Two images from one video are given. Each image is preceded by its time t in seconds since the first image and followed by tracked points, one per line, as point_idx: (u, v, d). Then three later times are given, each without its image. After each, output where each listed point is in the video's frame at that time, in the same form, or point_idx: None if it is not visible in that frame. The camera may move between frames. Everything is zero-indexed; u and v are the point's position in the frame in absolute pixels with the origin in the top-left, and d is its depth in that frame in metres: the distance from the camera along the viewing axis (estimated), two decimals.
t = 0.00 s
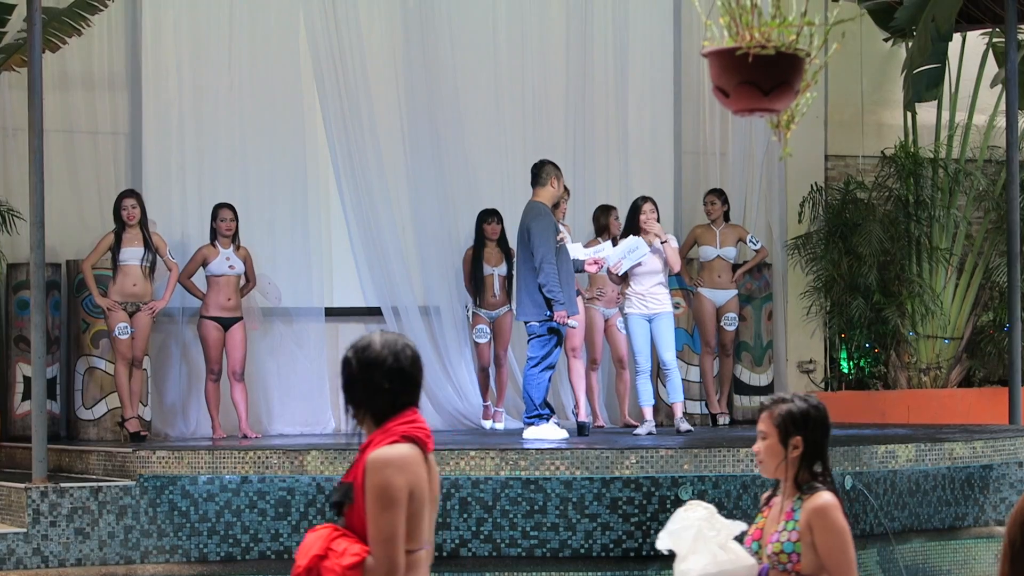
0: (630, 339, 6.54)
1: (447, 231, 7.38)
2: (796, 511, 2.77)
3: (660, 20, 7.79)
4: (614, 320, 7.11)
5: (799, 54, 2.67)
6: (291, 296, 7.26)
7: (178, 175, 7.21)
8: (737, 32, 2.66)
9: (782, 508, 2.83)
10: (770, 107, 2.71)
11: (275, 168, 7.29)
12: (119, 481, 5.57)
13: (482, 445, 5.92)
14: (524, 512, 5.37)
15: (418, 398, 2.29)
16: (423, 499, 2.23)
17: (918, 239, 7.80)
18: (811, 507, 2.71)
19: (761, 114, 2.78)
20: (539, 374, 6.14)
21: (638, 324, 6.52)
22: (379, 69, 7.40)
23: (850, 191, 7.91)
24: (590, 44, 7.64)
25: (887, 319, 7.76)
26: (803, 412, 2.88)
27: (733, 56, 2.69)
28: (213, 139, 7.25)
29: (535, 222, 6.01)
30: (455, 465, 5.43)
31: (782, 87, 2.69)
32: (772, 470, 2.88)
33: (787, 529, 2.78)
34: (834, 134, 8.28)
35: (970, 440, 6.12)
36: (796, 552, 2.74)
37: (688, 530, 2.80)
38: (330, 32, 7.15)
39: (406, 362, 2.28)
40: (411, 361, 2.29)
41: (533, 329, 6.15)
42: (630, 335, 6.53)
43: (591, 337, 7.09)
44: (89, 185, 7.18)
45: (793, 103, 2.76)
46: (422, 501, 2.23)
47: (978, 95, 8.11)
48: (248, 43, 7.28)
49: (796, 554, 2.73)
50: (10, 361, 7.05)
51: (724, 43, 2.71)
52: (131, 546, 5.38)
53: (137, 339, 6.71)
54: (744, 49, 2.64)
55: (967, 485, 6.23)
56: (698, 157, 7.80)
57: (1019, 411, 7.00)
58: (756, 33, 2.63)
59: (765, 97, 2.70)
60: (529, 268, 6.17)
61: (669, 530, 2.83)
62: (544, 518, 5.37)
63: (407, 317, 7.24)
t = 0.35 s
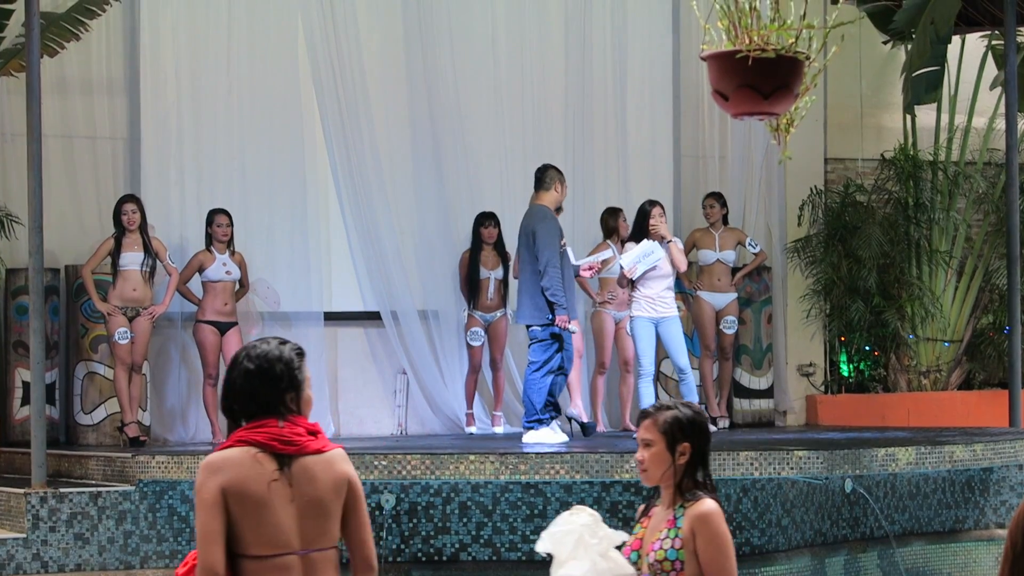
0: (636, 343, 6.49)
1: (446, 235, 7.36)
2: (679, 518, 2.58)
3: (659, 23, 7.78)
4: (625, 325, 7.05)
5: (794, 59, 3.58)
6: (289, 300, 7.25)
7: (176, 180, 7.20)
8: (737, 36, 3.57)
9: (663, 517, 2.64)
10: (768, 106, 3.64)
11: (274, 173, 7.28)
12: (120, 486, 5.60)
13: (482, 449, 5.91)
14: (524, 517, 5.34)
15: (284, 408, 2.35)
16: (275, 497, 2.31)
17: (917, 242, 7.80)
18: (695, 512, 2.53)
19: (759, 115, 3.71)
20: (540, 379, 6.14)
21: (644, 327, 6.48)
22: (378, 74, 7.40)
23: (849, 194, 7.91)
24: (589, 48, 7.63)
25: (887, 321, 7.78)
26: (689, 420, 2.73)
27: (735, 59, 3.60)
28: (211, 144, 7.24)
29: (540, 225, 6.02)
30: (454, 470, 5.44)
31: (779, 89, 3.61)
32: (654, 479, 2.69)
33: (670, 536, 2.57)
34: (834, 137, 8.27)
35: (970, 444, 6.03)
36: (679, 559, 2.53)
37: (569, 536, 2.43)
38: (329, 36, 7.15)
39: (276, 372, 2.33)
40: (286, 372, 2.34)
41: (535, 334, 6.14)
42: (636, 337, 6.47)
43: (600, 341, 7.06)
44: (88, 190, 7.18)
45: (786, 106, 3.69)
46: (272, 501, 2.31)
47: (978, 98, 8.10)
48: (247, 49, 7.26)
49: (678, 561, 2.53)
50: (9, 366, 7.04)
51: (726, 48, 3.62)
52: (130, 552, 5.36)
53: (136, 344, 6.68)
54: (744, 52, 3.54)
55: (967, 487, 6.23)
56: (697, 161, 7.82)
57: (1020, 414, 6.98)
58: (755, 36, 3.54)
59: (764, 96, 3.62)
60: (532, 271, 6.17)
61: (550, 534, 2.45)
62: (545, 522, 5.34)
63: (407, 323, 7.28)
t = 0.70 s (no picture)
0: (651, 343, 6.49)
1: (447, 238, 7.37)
2: (587, 526, 2.62)
3: (658, 26, 7.80)
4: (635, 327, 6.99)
5: (793, 61, 3.85)
6: (290, 303, 7.26)
7: (177, 184, 7.21)
8: (737, 39, 3.87)
9: (570, 524, 2.68)
10: (768, 110, 3.93)
11: (275, 175, 7.29)
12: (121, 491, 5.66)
13: (482, 450, 5.90)
14: (525, 519, 5.34)
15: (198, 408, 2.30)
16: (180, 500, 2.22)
17: (917, 245, 7.81)
18: (603, 521, 2.58)
19: (761, 118, 3.99)
20: (545, 380, 6.10)
21: (662, 330, 6.48)
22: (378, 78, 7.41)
23: (849, 197, 7.90)
24: (590, 50, 7.65)
25: (887, 324, 7.78)
26: (591, 425, 2.82)
27: (735, 62, 3.88)
28: (212, 148, 7.25)
29: (555, 228, 6.02)
30: (455, 471, 5.45)
31: (778, 93, 3.89)
32: (559, 487, 2.75)
33: (578, 544, 2.61)
34: (834, 139, 8.27)
35: (970, 445, 6.09)
36: (586, 567, 2.57)
37: (467, 548, 2.47)
38: (330, 40, 7.16)
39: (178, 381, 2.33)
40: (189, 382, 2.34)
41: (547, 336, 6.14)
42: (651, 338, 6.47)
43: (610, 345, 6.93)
44: (88, 193, 7.17)
45: (787, 109, 3.96)
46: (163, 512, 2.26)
47: (978, 100, 8.13)
48: (248, 52, 7.27)
49: (587, 570, 2.57)
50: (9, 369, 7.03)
51: (726, 52, 3.91)
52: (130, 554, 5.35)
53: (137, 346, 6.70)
54: (744, 56, 3.83)
55: (968, 489, 6.19)
56: (697, 163, 7.82)
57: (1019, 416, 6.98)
58: (754, 40, 3.83)
59: (764, 101, 3.90)
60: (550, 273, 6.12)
61: (448, 549, 2.50)
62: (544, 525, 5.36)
63: (407, 326, 7.31)
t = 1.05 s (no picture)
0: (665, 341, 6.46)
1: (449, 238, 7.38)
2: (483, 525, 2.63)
3: (659, 28, 7.80)
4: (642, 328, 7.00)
5: (794, 63, 4.00)
6: (292, 305, 7.26)
7: (178, 185, 7.21)
8: (739, 41, 4.04)
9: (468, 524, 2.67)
10: (768, 112, 4.05)
11: (275, 176, 7.29)
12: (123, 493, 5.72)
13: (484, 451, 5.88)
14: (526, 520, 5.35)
15: (47, 417, 2.50)
16: (25, 510, 2.43)
17: (919, 246, 7.78)
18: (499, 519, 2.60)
19: (760, 120, 4.12)
20: (562, 377, 6.03)
21: (677, 330, 6.44)
22: (380, 80, 7.42)
23: (850, 199, 7.91)
24: (590, 51, 7.64)
25: (889, 325, 7.78)
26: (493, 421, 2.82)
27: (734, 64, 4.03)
28: (213, 149, 7.25)
29: (564, 225, 6.04)
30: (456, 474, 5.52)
31: (778, 95, 4.02)
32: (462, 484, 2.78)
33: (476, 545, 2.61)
34: (835, 141, 8.27)
35: (971, 448, 6.11)
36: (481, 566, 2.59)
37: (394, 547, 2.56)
38: (331, 41, 7.16)
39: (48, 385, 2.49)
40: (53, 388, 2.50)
41: (569, 337, 6.09)
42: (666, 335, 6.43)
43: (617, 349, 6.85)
44: (89, 194, 7.18)
45: (786, 111, 4.10)
46: (20, 514, 2.42)
47: (979, 101, 8.13)
48: (248, 52, 7.27)
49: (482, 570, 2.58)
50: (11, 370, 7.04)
51: (725, 55, 4.07)
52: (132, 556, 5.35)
53: (138, 348, 6.70)
54: (745, 57, 3.98)
55: (969, 491, 6.17)
56: (698, 165, 7.83)
57: (1020, 418, 6.97)
58: (756, 42, 3.98)
59: (763, 103, 4.03)
60: (562, 271, 6.13)
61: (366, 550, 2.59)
62: (546, 527, 5.35)
63: (407, 326, 7.26)
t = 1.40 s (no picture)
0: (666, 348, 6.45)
1: (451, 241, 7.37)
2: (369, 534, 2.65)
3: (660, 31, 7.81)
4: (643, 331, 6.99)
5: (795, 65, 4.02)
6: (293, 307, 7.26)
7: (179, 187, 7.21)
8: (740, 43, 4.04)
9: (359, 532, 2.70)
10: (770, 114, 4.07)
11: (277, 179, 7.29)
12: (122, 492, 5.66)
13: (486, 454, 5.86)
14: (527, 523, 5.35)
15: None
16: None
17: (919, 248, 7.81)
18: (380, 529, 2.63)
19: (762, 122, 4.13)
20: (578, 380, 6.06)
21: (677, 334, 6.45)
22: (381, 83, 7.43)
23: (852, 201, 7.91)
24: (591, 54, 7.64)
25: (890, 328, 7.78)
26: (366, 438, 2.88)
27: (736, 66, 4.04)
28: (214, 151, 7.25)
29: (571, 226, 6.04)
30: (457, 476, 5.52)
31: (780, 97, 4.04)
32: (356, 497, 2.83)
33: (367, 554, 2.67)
34: (836, 144, 8.27)
35: (972, 450, 6.17)
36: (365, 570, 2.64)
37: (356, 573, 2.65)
38: (333, 44, 7.16)
39: None
40: None
41: (577, 338, 6.09)
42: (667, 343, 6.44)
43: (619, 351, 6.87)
44: (91, 197, 7.18)
45: (788, 112, 4.11)
46: None
47: (980, 104, 8.13)
48: (250, 54, 7.27)
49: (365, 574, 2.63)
50: (12, 372, 7.04)
51: (726, 56, 4.08)
52: (133, 558, 5.35)
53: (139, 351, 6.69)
54: (748, 59, 3.98)
55: (970, 494, 6.15)
56: (700, 167, 7.81)
57: (1021, 420, 6.96)
58: (756, 44, 4.00)
59: (766, 105, 4.05)
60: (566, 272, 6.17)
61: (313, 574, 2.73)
62: (547, 529, 5.34)
63: (409, 329, 7.26)
